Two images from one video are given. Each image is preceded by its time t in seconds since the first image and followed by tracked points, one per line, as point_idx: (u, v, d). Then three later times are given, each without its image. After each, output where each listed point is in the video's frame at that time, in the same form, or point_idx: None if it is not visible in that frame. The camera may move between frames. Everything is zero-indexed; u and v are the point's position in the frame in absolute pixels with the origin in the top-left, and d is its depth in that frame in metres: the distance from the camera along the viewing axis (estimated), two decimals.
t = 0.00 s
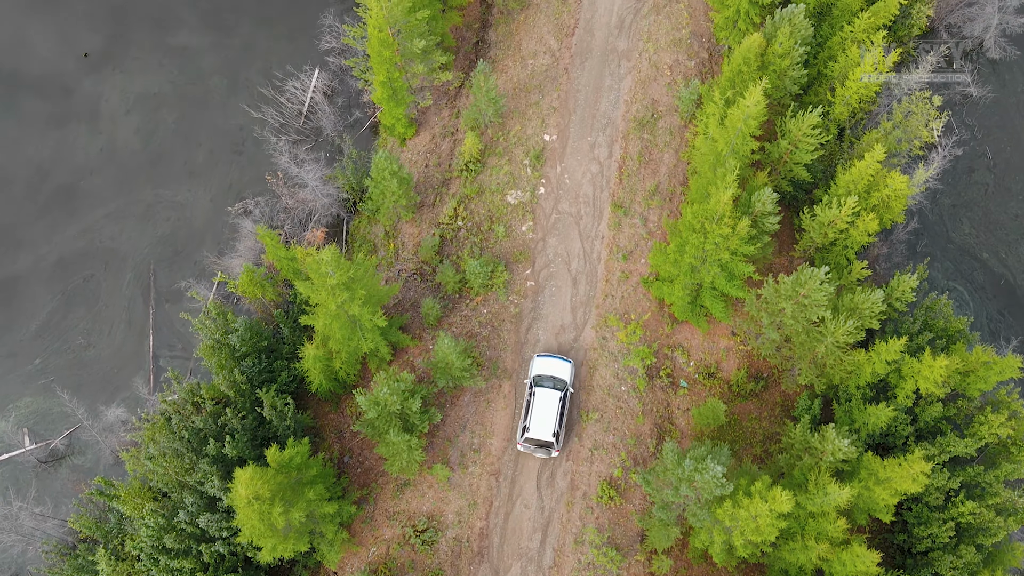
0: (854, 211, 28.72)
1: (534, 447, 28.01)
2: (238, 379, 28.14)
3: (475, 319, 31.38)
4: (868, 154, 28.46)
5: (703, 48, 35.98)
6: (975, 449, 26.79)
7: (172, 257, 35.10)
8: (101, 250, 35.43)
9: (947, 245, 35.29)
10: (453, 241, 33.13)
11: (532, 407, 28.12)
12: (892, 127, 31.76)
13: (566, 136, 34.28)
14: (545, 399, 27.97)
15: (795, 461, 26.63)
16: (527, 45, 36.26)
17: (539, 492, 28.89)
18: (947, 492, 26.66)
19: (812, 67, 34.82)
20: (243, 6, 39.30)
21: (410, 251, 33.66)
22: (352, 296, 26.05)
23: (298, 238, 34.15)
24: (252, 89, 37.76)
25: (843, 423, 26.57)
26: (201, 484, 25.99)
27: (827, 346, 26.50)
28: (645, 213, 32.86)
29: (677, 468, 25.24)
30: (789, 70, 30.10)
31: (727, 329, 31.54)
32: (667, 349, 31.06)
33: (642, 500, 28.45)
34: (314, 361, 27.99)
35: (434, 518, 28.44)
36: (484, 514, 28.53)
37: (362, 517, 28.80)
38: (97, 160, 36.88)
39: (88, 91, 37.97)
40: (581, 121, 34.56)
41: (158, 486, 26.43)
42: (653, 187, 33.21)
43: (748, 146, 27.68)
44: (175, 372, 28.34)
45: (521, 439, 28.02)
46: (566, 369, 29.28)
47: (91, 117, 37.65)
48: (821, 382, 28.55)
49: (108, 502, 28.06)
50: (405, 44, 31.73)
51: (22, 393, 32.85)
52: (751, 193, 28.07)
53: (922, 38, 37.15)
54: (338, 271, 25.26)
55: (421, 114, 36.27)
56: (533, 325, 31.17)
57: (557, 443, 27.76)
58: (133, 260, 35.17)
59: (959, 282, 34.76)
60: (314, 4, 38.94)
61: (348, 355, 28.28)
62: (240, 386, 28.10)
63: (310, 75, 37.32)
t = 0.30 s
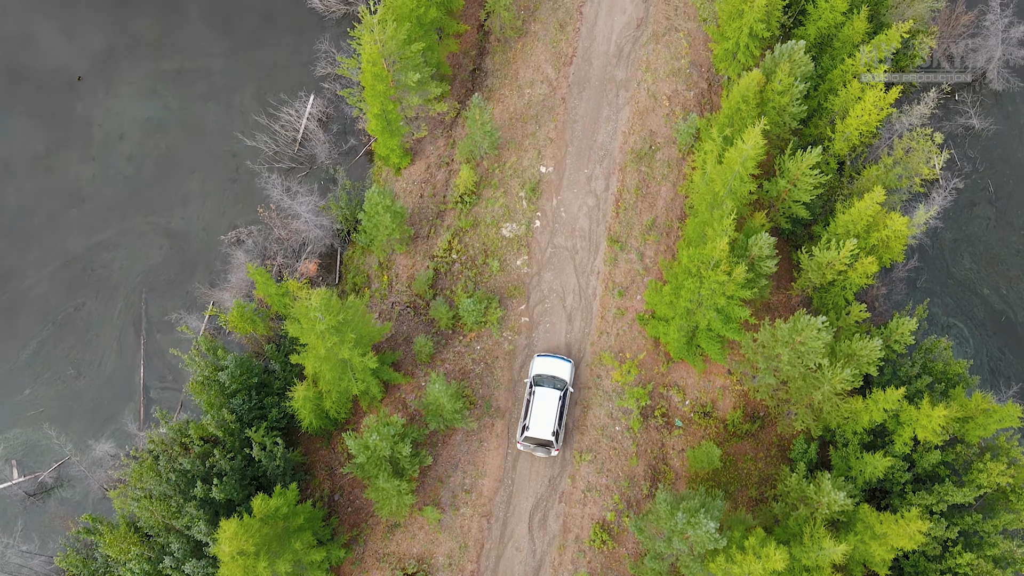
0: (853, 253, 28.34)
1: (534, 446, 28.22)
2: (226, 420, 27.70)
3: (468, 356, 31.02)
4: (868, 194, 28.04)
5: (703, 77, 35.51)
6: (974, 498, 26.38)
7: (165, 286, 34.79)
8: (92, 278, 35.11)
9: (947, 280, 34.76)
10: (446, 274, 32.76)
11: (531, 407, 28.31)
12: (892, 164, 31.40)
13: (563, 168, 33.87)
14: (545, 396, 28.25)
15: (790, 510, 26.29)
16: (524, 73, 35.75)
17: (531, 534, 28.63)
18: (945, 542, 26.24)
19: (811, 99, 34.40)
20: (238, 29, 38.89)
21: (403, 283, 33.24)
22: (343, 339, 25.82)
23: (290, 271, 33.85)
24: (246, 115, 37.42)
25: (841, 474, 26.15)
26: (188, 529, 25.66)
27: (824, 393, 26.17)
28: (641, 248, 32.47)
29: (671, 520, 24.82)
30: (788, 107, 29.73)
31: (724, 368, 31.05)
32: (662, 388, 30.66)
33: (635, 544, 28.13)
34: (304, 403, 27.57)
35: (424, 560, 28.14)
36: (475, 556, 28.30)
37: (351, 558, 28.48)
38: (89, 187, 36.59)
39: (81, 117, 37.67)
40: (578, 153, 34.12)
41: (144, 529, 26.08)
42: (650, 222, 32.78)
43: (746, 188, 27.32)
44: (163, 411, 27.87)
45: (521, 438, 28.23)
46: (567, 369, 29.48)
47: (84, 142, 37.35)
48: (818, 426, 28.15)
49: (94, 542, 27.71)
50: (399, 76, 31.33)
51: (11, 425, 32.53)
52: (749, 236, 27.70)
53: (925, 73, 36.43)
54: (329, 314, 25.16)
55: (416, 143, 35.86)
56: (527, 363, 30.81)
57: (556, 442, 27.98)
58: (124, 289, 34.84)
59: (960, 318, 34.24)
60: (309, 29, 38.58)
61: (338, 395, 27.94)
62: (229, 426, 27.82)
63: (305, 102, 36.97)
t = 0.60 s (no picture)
0: (852, 294, 28.02)
1: (534, 445, 28.47)
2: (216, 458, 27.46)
3: (462, 391, 30.70)
4: (868, 234, 27.73)
5: (702, 107, 35.15)
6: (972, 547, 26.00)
7: (158, 313, 34.49)
8: (85, 304, 34.83)
9: (947, 314, 34.34)
10: (441, 306, 32.44)
11: (532, 406, 28.56)
12: (893, 200, 31.07)
13: (560, 199, 33.56)
14: (546, 396, 28.51)
15: (784, 557, 25.95)
16: (522, 101, 35.40)
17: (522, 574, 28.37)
18: None
19: (811, 131, 34.05)
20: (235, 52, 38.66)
21: (397, 314, 32.93)
22: (336, 380, 25.63)
23: (283, 301, 33.39)
24: (242, 140, 37.15)
25: (837, 522, 25.82)
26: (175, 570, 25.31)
27: (819, 439, 25.87)
28: (638, 282, 32.17)
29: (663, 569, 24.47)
30: (787, 143, 29.39)
31: (720, 406, 30.75)
32: (657, 426, 30.33)
33: None
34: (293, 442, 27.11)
35: None
36: None
37: None
38: (83, 212, 36.38)
39: (75, 140, 37.45)
40: (575, 184, 33.81)
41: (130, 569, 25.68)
42: (647, 255, 32.48)
43: (743, 229, 27.08)
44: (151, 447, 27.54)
45: (521, 437, 28.49)
46: (568, 369, 29.78)
47: (78, 166, 37.16)
48: (815, 469, 27.81)
49: None
50: (394, 106, 30.96)
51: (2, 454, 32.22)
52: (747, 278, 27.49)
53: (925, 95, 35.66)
54: (319, 355, 24.63)
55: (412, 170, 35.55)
56: (520, 399, 30.52)
57: (556, 442, 28.22)
58: (117, 316, 34.54)
59: (960, 354, 33.82)
60: (306, 53, 38.37)
61: (329, 434, 27.60)
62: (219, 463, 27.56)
63: (301, 127, 36.71)
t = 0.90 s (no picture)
0: (849, 334, 27.75)
1: (535, 444, 28.65)
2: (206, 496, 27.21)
3: (455, 427, 30.43)
4: (865, 275, 27.45)
5: (700, 137, 34.77)
6: None
7: (150, 342, 34.22)
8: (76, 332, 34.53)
9: (946, 349, 33.99)
10: (434, 339, 32.15)
11: (532, 404, 28.81)
12: (892, 235, 30.89)
13: (555, 231, 33.26)
14: (547, 395, 28.71)
15: None
16: (518, 130, 35.10)
17: None
18: None
19: (810, 164, 33.81)
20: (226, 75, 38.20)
21: (391, 345, 32.63)
22: (326, 421, 25.36)
23: (276, 331, 32.96)
24: (237, 166, 36.96)
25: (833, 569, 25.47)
26: None
27: (814, 484, 25.55)
28: (633, 316, 31.88)
29: None
30: (785, 180, 29.11)
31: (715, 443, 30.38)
32: (651, 463, 30.02)
33: None
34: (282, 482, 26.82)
35: None
36: None
37: None
38: (76, 238, 36.12)
39: (69, 165, 37.38)
40: (571, 216, 33.51)
41: None
42: (642, 289, 32.19)
43: (739, 269, 26.85)
44: (139, 485, 27.22)
45: (522, 435, 28.72)
46: (569, 369, 30.01)
47: (72, 191, 37.01)
48: (810, 512, 27.45)
49: None
50: (387, 136, 30.51)
51: None
52: (742, 320, 27.26)
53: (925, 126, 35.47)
54: (308, 397, 24.46)
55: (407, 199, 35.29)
56: (514, 436, 30.29)
57: (556, 441, 28.41)
58: (109, 344, 34.24)
59: (959, 390, 33.44)
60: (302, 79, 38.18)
61: (319, 473, 27.29)
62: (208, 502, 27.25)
63: (296, 154, 36.50)
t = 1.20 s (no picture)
0: (846, 377, 27.45)
1: (535, 444, 29.08)
2: (194, 536, 26.69)
3: (447, 464, 30.15)
4: (862, 316, 27.16)
5: (698, 167, 34.40)
6: None
7: (141, 372, 33.93)
8: (67, 362, 34.23)
9: (944, 385, 33.71)
10: (427, 373, 31.85)
11: (533, 404, 29.22)
12: (890, 272, 30.60)
13: (550, 263, 32.96)
14: (547, 397, 29.04)
15: None
16: (513, 160, 34.80)
17: None
18: None
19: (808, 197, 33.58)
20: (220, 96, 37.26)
21: (383, 378, 32.34)
22: (316, 464, 25.04)
23: (268, 363, 32.74)
24: (231, 193, 36.74)
25: None
26: None
27: (809, 531, 25.24)
28: (628, 350, 31.59)
29: None
30: (782, 217, 28.75)
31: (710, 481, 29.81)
32: (645, 501, 29.63)
33: None
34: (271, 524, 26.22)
35: None
36: None
37: None
38: (68, 266, 35.87)
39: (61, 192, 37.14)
40: (566, 248, 33.20)
41: None
42: (637, 323, 31.89)
43: (734, 311, 26.56)
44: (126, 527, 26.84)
45: (522, 435, 29.16)
46: (570, 369, 30.31)
47: (64, 217, 36.77)
48: (807, 557, 27.03)
49: None
50: (380, 169, 30.19)
51: None
52: (737, 362, 27.00)
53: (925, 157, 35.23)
54: (297, 441, 23.95)
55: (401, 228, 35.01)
56: (506, 473, 30.10)
57: (557, 440, 28.77)
58: (101, 374, 33.95)
59: (956, 426, 33.13)
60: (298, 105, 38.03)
61: (309, 513, 26.92)
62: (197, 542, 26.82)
63: (290, 182, 36.34)
